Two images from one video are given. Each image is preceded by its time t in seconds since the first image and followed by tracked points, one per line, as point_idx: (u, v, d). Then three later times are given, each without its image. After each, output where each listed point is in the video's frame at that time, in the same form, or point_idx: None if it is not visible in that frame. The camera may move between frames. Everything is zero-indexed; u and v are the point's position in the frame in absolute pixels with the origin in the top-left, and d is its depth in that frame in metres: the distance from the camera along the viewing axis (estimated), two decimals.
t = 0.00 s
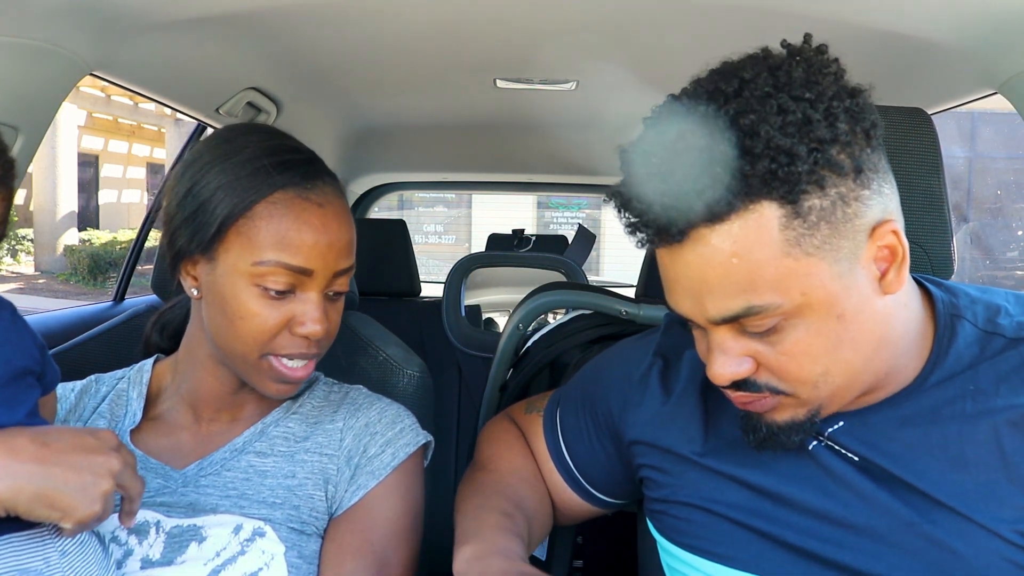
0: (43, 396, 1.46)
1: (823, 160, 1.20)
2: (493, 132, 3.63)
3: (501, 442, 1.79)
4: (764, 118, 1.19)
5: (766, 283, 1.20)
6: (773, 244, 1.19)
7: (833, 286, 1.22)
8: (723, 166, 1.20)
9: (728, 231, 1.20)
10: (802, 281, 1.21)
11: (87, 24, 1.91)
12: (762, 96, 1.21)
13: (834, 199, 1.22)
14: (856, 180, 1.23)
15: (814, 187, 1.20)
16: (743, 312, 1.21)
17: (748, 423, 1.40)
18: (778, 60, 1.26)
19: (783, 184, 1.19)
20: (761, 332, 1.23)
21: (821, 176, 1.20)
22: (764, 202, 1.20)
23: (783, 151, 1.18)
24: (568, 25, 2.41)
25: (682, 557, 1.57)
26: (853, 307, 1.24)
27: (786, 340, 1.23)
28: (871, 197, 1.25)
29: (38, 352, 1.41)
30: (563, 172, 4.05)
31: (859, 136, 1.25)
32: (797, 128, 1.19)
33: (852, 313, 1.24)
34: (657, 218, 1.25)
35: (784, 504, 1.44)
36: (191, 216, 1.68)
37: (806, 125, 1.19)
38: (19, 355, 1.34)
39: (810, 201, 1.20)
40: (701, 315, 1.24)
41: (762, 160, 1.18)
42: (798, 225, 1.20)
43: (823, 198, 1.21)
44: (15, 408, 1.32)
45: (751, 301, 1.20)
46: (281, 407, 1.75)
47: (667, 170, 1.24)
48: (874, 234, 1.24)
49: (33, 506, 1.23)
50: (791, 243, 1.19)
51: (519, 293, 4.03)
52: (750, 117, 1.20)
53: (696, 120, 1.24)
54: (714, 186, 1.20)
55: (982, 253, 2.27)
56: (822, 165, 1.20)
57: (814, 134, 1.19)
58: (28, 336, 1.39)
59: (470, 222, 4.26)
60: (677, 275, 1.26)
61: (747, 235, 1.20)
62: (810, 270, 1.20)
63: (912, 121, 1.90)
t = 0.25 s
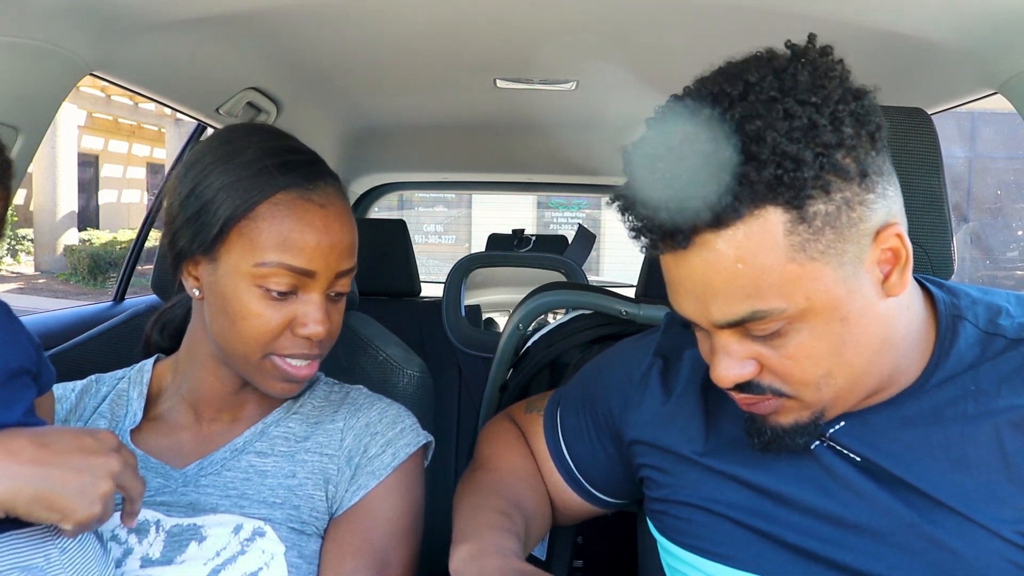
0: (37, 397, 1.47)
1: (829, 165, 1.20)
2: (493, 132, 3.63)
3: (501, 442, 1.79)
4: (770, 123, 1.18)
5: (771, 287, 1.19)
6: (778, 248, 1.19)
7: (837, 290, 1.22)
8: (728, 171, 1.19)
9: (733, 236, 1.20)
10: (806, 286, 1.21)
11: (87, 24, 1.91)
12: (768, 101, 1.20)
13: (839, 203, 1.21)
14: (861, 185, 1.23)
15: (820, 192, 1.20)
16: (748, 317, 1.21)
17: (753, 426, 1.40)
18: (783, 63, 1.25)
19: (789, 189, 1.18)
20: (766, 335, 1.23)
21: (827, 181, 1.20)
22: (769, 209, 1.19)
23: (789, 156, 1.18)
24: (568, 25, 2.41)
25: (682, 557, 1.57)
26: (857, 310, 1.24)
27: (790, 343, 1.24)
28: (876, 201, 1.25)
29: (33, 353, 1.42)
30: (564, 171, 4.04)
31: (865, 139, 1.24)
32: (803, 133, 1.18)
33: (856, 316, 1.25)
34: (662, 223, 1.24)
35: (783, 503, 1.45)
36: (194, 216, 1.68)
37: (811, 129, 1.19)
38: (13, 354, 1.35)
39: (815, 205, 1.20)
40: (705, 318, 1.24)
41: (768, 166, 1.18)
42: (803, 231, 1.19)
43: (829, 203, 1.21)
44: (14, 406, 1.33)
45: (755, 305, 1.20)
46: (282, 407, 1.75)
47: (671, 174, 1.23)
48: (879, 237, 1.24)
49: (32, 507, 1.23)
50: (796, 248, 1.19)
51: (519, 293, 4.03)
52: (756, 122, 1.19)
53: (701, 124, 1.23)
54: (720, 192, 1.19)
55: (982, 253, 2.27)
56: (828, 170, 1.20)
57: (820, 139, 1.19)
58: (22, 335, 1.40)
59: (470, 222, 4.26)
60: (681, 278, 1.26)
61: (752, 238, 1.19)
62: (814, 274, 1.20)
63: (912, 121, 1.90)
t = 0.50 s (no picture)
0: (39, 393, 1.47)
1: (838, 169, 1.19)
2: (493, 132, 3.63)
3: (502, 444, 1.79)
4: (781, 127, 1.17)
5: (777, 293, 1.20)
6: (785, 252, 1.19)
7: (844, 294, 1.22)
8: (738, 175, 1.19)
9: (740, 240, 1.19)
10: (814, 290, 1.21)
11: (87, 24, 1.91)
12: (778, 104, 1.19)
13: (847, 208, 1.21)
14: (869, 189, 1.23)
15: (829, 197, 1.19)
16: (754, 320, 1.21)
17: (755, 427, 1.41)
18: (792, 66, 1.25)
19: (798, 194, 1.18)
20: (771, 338, 1.23)
21: (836, 185, 1.20)
22: (776, 211, 1.19)
23: (799, 161, 1.17)
24: (568, 25, 2.41)
25: (681, 558, 1.57)
26: (862, 314, 1.25)
27: (795, 346, 1.24)
28: (882, 204, 1.24)
29: (34, 348, 1.42)
30: (564, 171, 4.04)
31: (874, 142, 1.23)
32: (813, 137, 1.18)
33: (860, 320, 1.25)
34: (671, 227, 1.23)
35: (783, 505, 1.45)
36: (197, 217, 1.68)
37: (821, 134, 1.18)
38: (13, 348, 1.35)
39: (823, 210, 1.19)
40: (710, 321, 1.24)
41: (778, 170, 1.17)
42: (811, 235, 1.19)
43: (837, 207, 1.20)
44: (15, 398, 1.33)
45: (761, 309, 1.20)
46: (283, 407, 1.75)
47: (678, 177, 1.23)
48: (884, 240, 1.24)
49: (34, 502, 1.23)
50: (804, 252, 1.19)
51: (519, 293, 4.03)
52: (766, 126, 1.18)
53: (710, 126, 1.22)
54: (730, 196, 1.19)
55: (982, 253, 2.27)
56: (837, 174, 1.19)
57: (830, 144, 1.18)
58: (23, 331, 1.41)
59: (470, 222, 4.26)
60: (686, 280, 1.25)
61: (759, 241, 1.19)
62: (821, 278, 1.21)
63: (912, 121, 1.90)
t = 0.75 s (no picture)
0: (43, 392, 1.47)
1: (853, 175, 1.19)
2: (493, 132, 3.63)
3: (502, 444, 1.78)
4: (799, 132, 1.16)
5: (792, 298, 1.19)
6: (802, 258, 1.19)
7: (855, 298, 1.23)
8: (754, 180, 1.18)
9: (753, 245, 1.19)
10: (826, 295, 1.21)
11: (87, 24, 1.91)
12: (796, 107, 1.18)
13: (861, 213, 1.21)
14: (882, 195, 1.23)
15: (844, 202, 1.19)
16: (766, 325, 1.21)
17: (758, 427, 1.41)
18: (809, 67, 1.23)
19: (814, 199, 1.17)
20: (781, 342, 1.23)
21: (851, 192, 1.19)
22: (791, 217, 1.19)
23: (817, 168, 1.17)
24: (568, 25, 2.41)
25: (681, 558, 1.57)
26: (873, 318, 1.25)
27: (804, 350, 1.24)
28: (894, 210, 1.24)
29: (39, 348, 1.42)
30: (564, 171, 4.04)
31: (889, 148, 1.23)
32: (830, 143, 1.17)
33: (870, 323, 1.25)
34: (686, 229, 1.21)
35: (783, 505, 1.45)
36: (198, 217, 1.68)
37: (839, 139, 1.17)
38: (17, 348, 1.35)
39: (838, 215, 1.19)
40: (720, 323, 1.23)
41: (796, 177, 1.16)
42: (825, 241, 1.19)
43: (851, 213, 1.20)
44: (17, 399, 1.33)
45: (774, 315, 1.20)
46: (284, 407, 1.75)
47: (691, 179, 1.21)
48: (895, 245, 1.24)
49: (36, 502, 1.22)
50: (817, 258, 1.19)
51: (519, 293, 4.03)
52: (785, 130, 1.16)
53: (725, 129, 1.21)
54: (746, 203, 1.18)
55: (982, 253, 2.27)
56: (853, 180, 1.19)
57: (846, 149, 1.17)
58: (28, 332, 1.40)
59: (470, 222, 4.26)
60: (696, 282, 1.25)
61: (774, 246, 1.19)
62: (834, 282, 1.21)
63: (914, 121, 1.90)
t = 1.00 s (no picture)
0: (46, 388, 1.49)
1: (884, 183, 1.18)
2: (493, 132, 3.63)
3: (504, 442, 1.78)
4: (835, 136, 1.15)
5: (812, 303, 1.20)
6: (826, 262, 1.19)
7: (876, 304, 1.23)
8: (786, 182, 1.17)
9: (777, 247, 1.19)
10: (847, 301, 1.21)
11: (88, 24, 1.91)
12: (831, 111, 1.17)
13: (887, 220, 1.20)
14: (908, 203, 1.22)
15: (871, 208, 1.18)
16: (784, 328, 1.21)
17: (764, 430, 1.41)
18: (845, 70, 1.21)
19: (843, 204, 1.17)
20: (795, 345, 1.23)
21: (880, 198, 1.18)
22: (819, 219, 1.18)
23: (850, 172, 1.16)
24: (568, 25, 2.41)
25: (683, 558, 1.57)
26: (887, 325, 1.26)
27: (818, 355, 1.24)
28: (918, 218, 1.24)
29: (43, 342, 1.44)
30: (563, 171, 4.04)
31: (918, 158, 1.22)
32: (863, 148, 1.16)
33: (884, 332, 1.26)
34: (712, 229, 1.20)
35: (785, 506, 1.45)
36: (198, 219, 1.68)
37: (871, 144, 1.16)
38: (25, 342, 1.37)
39: (865, 221, 1.19)
40: (736, 324, 1.24)
41: (828, 180, 1.15)
42: (849, 246, 1.19)
43: (878, 219, 1.20)
44: (24, 390, 1.34)
45: (792, 318, 1.20)
46: (285, 407, 1.75)
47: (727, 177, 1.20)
48: (914, 253, 1.24)
49: (38, 496, 1.22)
50: (842, 264, 1.19)
51: (519, 293, 4.03)
52: (820, 132, 1.15)
53: (730, 135, 1.21)
54: (776, 205, 1.17)
55: (982, 253, 2.28)
56: (883, 187, 1.18)
57: (877, 153, 1.17)
58: (35, 328, 1.42)
59: (470, 222, 4.27)
60: (714, 283, 1.25)
61: (797, 249, 1.18)
62: (855, 290, 1.21)
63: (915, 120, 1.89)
